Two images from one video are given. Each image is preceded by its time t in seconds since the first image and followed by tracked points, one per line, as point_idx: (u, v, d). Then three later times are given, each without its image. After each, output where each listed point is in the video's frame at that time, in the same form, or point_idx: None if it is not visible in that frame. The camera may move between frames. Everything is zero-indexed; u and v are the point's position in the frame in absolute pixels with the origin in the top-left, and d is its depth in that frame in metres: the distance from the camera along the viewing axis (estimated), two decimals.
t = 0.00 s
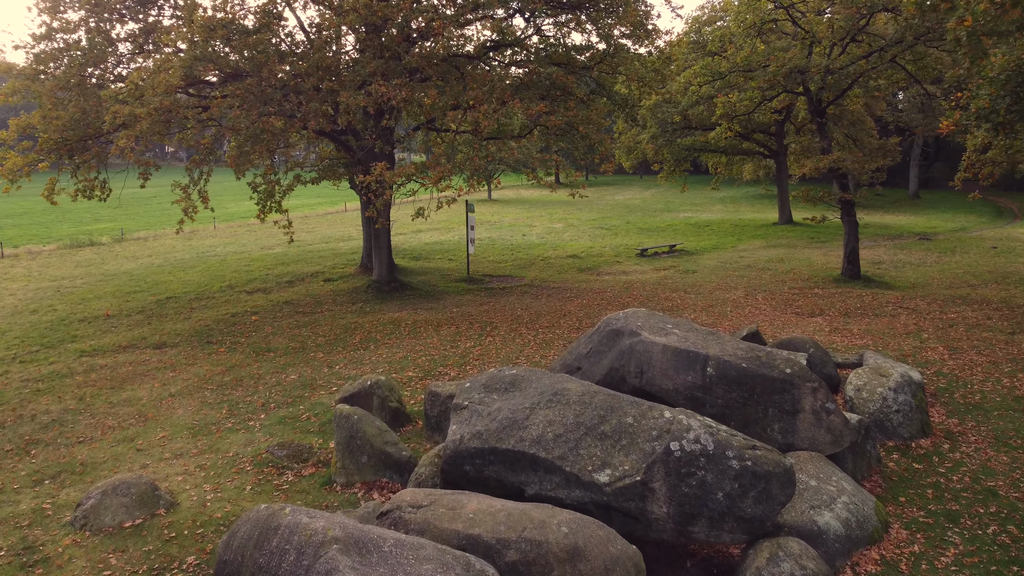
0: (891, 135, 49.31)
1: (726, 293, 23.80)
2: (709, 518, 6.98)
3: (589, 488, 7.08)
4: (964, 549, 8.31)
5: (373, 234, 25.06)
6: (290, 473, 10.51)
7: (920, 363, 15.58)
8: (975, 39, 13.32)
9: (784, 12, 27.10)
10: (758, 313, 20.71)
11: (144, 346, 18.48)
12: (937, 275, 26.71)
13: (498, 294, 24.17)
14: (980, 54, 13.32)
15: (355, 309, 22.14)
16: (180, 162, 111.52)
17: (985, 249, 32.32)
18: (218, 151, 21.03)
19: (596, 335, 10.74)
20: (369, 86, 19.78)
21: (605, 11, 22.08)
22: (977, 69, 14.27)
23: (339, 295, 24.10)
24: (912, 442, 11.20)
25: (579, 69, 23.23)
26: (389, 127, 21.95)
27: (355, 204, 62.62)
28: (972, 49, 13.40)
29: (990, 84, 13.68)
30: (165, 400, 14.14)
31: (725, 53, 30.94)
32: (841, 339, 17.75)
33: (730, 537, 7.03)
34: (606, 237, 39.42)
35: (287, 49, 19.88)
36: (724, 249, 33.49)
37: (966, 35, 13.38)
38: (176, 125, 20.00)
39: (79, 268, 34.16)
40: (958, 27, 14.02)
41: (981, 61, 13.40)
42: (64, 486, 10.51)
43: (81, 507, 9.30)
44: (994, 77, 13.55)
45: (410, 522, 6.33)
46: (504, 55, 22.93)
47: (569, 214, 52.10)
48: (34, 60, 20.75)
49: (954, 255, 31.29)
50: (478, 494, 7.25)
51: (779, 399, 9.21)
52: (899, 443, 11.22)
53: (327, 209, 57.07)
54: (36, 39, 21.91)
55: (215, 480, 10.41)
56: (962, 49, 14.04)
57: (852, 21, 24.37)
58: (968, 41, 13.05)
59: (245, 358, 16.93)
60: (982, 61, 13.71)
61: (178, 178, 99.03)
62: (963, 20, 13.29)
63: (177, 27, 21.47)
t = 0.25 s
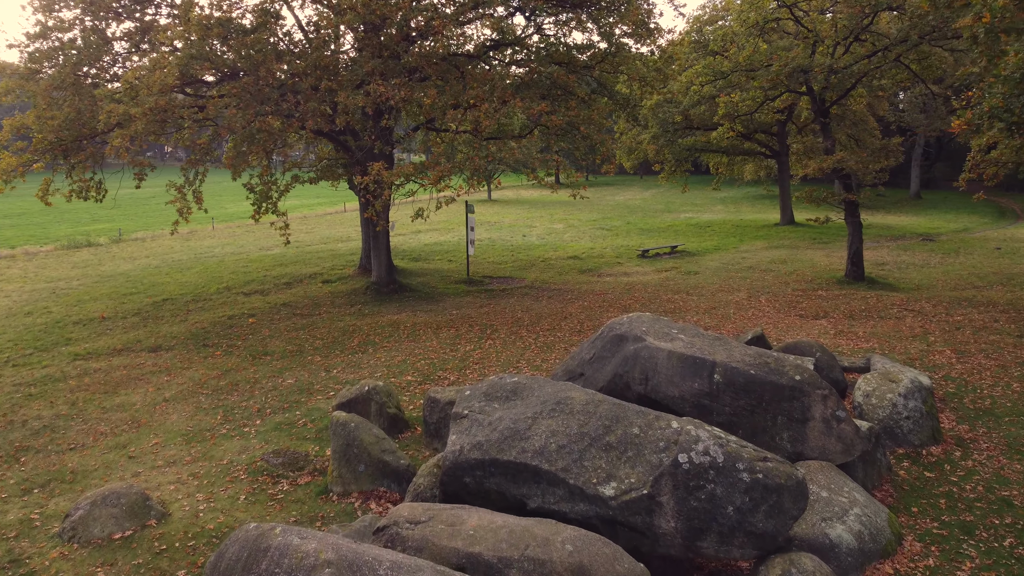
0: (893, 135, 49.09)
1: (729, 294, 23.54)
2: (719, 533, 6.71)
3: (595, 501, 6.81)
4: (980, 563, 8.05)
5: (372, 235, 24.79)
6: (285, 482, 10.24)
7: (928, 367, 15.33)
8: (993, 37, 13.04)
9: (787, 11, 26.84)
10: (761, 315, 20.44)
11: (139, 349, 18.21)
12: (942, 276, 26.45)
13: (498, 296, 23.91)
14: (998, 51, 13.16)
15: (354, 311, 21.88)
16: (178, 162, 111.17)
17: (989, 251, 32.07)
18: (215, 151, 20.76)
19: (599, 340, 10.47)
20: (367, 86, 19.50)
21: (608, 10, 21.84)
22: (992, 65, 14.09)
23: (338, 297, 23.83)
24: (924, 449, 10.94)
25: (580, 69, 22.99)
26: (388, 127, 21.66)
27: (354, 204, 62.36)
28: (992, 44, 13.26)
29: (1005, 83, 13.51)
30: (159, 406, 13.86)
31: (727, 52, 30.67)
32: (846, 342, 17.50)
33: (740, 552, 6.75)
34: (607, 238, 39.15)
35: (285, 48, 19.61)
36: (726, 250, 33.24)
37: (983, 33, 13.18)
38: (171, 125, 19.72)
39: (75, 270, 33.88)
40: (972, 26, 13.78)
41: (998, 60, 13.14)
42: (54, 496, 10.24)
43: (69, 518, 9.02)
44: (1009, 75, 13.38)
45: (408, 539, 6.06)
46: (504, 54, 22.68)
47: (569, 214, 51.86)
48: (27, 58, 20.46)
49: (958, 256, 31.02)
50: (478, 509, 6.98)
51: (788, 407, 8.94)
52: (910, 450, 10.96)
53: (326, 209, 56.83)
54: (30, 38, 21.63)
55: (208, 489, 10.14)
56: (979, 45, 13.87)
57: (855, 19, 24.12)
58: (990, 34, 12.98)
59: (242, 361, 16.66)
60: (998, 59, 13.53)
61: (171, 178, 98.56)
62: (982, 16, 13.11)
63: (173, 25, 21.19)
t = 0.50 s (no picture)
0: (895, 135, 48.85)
1: (731, 296, 23.29)
2: (730, 549, 6.43)
3: (600, 516, 6.53)
4: None
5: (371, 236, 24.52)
6: (280, 491, 9.98)
7: (936, 370, 15.08)
8: (1011, 34, 12.74)
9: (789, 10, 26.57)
10: (765, 317, 20.18)
11: (134, 352, 17.95)
12: (946, 278, 26.17)
13: (498, 297, 23.64)
14: (1013, 49, 12.96)
15: (352, 313, 21.62)
16: (177, 162, 110.95)
17: (993, 252, 31.80)
18: (211, 151, 20.51)
19: (602, 345, 10.21)
20: (365, 85, 19.24)
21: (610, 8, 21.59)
22: (1005, 64, 13.86)
23: (337, 298, 23.57)
24: (935, 456, 10.69)
25: (582, 68, 22.74)
26: (387, 127, 21.39)
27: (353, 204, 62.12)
28: (1007, 42, 13.04)
29: (1019, 81, 13.33)
30: (153, 410, 13.61)
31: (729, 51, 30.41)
32: (852, 345, 17.24)
33: (752, 568, 6.46)
34: (608, 239, 38.91)
35: (282, 46, 19.34)
36: (728, 251, 32.98)
37: (1000, 31, 12.99)
38: (167, 125, 19.46)
39: (72, 270, 33.64)
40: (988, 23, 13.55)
41: (1015, 58, 12.84)
42: (42, 505, 9.97)
43: (57, 529, 8.74)
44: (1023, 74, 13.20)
45: (406, 557, 5.80)
46: (505, 53, 22.41)
47: (570, 214, 51.63)
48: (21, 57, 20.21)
49: (962, 257, 30.75)
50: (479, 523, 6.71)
51: (798, 415, 8.69)
52: (921, 457, 10.71)
53: (325, 209, 56.60)
54: (25, 36, 21.37)
55: (201, 499, 9.87)
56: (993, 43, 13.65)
57: (859, 18, 23.83)
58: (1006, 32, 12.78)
59: (238, 365, 16.41)
60: (1013, 57, 13.29)
61: (167, 178, 98.22)
62: (998, 13, 12.89)
63: (169, 23, 20.93)
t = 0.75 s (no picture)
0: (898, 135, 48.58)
1: (734, 297, 23.02)
2: (741, 565, 6.13)
3: (605, 530, 6.25)
4: None
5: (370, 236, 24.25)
6: (275, 500, 9.72)
7: (944, 374, 14.80)
8: None
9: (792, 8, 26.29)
10: (769, 319, 19.91)
11: (129, 355, 17.68)
12: (951, 279, 25.89)
13: (498, 299, 23.36)
14: None
15: (350, 314, 21.34)
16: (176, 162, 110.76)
17: (997, 252, 31.51)
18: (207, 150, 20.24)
19: (605, 350, 9.96)
20: (363, 84, 18.96)
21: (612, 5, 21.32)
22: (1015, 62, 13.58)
23: (335, 300, 23.29)
24: (947, 464, 10.42)
25: (584, 66, 22.48)
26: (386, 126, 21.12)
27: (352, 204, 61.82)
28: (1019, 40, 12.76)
29: None
30: (147, 415, 13.34)
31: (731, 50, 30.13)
32: (858, 347, 16.96)
33: None
34: (609, 239, 38.65)
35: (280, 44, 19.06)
36: (729, 252, 32.70)
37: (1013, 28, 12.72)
38: (163, 124, 19.19)
39: (69, 271, 33.37)
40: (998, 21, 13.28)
41: None
42: (31, 515, 9.70)
43: (44, 541, 8.46)
44: None
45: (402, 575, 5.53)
46: (505, 51, 22.13)
47: (570, 215, 51.35)
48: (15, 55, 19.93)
49: (966, 257, 30.49)
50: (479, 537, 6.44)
51: (808, 423, 8.43)
52: (932, 465, 10.44)
53: (324, 209, 56.33)
54: (19, 34, 21.10)
55: (193, 508, 9.60)
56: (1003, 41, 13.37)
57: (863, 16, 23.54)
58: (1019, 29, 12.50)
59: (234, 368, 16.13)
60: None
61: (165, 178, 97.94)
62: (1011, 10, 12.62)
63: (165, 21, 20.65)
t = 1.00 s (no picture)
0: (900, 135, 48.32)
1: (737, 299, 22.75)
2: None
3: (611, 546, 5.97)
4: None
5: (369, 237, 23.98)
6: (270, 509, 9.45)
7: (953, 378, 14.53)
8: None
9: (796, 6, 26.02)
10: (773, 321, 19.64)
11: (123, 358, 17.41)
12: (956, 280, 25.63)
13: (499, 300, 23.09)
14: None
15: (348, 316, 21.07)
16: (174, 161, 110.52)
17: (1002, 253, 31.26)
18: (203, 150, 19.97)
19: (609, 355, 9.70)
20: (361, 83, 18.68)
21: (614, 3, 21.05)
22: None
23: (333, 301, 23.01)
24: (959, 472, 10.16)
25: (585, 65, 22.21)
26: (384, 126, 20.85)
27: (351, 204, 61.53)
28: None
29: None
30: (140, 420, 13.07)
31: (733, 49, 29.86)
32: (864, 350, 16.69)
33: None
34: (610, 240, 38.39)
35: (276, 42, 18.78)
36: (731, 253, 32.44)
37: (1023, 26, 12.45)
38: (158, 123, 18.92)
39: (65, 272, 33.08)
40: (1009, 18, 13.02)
41: None
42: (18, 524, 9.43)
43: (30, 553, 8.13)
44: None
45: None
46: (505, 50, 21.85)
47: (571, 215, 51.07)
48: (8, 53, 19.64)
49: (970, 258, 30.22)
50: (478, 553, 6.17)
51: (820, 431, 8.17)
52: (944, 473, 10.18)
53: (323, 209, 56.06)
54: (13, 32, 20.82)
55: (185, 518, 9.34)
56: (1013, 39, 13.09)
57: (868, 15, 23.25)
58: None
59: (229, 371, 15.85)
60: None
61: (163, 178, 97.74)
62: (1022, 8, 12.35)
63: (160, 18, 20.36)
